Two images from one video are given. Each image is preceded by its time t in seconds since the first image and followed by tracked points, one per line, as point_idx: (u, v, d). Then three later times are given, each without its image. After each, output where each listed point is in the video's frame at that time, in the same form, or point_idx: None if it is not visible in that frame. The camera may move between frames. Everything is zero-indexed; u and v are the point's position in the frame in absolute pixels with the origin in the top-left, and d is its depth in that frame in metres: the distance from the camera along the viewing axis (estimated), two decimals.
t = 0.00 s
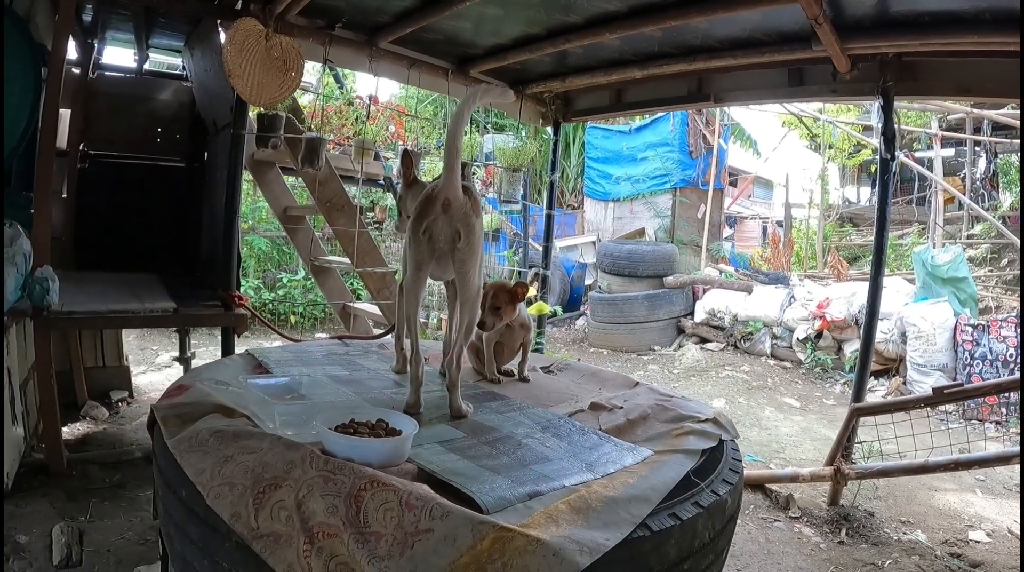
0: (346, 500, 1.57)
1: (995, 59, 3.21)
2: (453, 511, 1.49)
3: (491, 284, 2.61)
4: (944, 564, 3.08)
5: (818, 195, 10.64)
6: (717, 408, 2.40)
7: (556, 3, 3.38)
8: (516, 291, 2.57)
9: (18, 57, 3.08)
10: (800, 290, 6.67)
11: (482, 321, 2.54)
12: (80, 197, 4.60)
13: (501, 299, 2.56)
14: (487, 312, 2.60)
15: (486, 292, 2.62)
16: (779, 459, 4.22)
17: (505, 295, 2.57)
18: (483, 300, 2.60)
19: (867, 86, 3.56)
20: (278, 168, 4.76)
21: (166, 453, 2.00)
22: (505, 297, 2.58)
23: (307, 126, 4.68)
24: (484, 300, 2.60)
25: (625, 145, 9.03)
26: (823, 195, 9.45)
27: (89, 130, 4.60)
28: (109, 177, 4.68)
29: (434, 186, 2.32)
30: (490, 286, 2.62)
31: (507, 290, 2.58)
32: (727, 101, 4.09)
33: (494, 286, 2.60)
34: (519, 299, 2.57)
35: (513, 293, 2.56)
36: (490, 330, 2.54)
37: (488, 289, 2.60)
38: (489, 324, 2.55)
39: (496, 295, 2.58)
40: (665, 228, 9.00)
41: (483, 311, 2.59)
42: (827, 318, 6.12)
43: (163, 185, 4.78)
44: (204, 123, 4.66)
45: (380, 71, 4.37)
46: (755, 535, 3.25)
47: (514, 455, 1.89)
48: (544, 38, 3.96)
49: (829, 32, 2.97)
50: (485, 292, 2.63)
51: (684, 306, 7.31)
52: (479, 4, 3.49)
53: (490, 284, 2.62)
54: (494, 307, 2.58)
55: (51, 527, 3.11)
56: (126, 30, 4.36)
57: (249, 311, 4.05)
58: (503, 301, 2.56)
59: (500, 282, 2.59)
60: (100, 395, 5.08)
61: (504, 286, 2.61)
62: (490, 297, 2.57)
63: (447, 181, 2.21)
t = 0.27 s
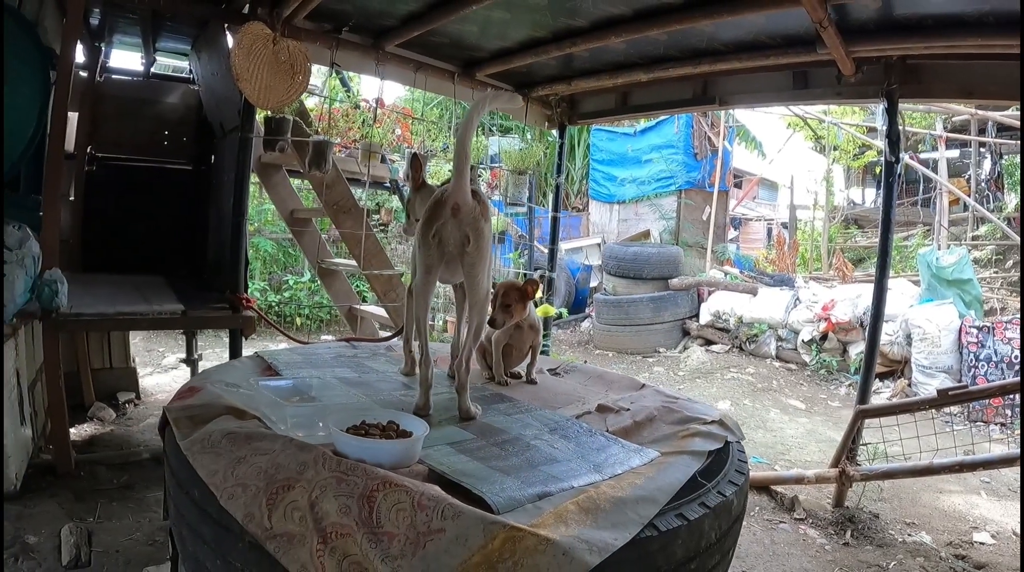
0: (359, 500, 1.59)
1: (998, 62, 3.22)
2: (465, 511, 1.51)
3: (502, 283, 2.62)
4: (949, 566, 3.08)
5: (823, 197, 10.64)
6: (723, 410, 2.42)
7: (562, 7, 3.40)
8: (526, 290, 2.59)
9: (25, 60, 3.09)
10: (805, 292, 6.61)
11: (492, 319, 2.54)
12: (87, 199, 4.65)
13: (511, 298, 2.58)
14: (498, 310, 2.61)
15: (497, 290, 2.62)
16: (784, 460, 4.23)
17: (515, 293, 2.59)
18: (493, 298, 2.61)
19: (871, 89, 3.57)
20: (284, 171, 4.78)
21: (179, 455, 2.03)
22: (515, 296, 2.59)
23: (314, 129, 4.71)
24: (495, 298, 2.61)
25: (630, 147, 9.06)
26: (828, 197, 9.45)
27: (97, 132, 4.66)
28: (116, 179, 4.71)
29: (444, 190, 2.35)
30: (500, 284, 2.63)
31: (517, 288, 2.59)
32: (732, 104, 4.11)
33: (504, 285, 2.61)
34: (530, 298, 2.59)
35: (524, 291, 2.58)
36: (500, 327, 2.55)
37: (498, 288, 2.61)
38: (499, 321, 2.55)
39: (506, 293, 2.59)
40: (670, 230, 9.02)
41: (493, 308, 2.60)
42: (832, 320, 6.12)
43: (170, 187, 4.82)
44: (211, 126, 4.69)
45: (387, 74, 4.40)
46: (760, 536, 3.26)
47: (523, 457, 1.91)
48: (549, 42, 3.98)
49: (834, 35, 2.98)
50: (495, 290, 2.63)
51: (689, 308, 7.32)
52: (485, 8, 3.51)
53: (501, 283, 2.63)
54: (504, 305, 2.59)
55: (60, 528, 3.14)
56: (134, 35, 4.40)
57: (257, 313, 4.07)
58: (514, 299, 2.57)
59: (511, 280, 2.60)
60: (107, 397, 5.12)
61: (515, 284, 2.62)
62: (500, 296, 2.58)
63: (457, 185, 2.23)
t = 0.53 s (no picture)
0: (372, 498, 1.62)
1: (1001, 56, 3.22)
2: (476, 507, 1.54)
3: (509, 285, 2.65)
4: (958, 560, 3.08)
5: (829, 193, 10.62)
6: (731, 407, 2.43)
7: (566, 8, 3.42)
8: (534, 290, 2.61)
9: (33, 70, 3.12)
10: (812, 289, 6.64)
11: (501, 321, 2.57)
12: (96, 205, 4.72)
13: (519, 299, 2.60)
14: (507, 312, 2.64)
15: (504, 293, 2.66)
16: (793, 457, 4.23)
17: (523, 294, 2.61)
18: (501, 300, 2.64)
19: (874, 85, 3.58)
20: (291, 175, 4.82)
21: (194, 456, 2.06)
22: (523, 297, 2.62)
23: (321, 133, 4.75)
24: (503, 300, 2.64)
25: (636, 146, 9.07)
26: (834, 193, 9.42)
27: (104, 139, 4.68)
28: (125, 185, 4.79)
29: (452, 193, 2.37)
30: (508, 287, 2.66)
31: (525, 289, 2.62)
32: (736, 102, 4.12)
33: (511, 286, 2.64)
34: (538, 298, 2.62)
35: (532, 292, 2.61)
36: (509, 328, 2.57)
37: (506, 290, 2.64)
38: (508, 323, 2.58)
39: (514, 295, 2.62)
40: (677, 229, 9.02)
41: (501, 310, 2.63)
42: (840, 316, 6.13)
43: (179, 193, 4.88)
44: (218, 132, 4.72)
45: (392, 78, 4.43)
46: (769, 533, 3.28)
47: (533, 454, 1.93)
48: (553, 43, 4.01)
49: (836, 32, 2.99)
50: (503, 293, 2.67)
51: (697, 306, 7.32)
52: (489, 10, 3.54)
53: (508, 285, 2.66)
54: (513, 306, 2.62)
55: (74, 531, 3.18)
56: (140, 42, 4.44)
57: (266, 317, 4.11)
58: (522, 299, 2.60)
59: (518, 282, 2.63)
60: (118, 401, 5.17)
61: (522, 285, 2.65)
62: (507, 297, 2.61)
63: (464, 188, 2.26)
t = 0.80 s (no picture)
0: (387, 493, 1.65)
1: (1009, 48, 3.20)
2: (489, 501, 1.56)
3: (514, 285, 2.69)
4: (969, 554, 3.08)
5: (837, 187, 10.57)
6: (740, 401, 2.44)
7: (571, 6, 3.43)
8: (538, 288, 2.64)
9: (42, 76, 3.16)
10: (821, 284, 6.67)
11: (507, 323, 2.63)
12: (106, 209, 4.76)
13: (524, 298, 2.65)
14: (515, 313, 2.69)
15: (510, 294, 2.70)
16: (803, 452, 4.23)
17: (526, 294, 2.65)
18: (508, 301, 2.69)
19: (881, 78, 3.57)
20: (300, 176, 4.86)
21: (209, 454, 2.09)
22: (527, 296, 2.65)
23: (329, 134, 4.78)
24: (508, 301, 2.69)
25: (643, 142, 9.07)
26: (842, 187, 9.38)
27: (114, 143, 4.72)
28: (137, 189, 4.80)
29: (461, 192, 2.39)
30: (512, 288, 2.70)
31: (528, 288, 2.65)
32: (743, 97, 4.11)
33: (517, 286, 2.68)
34: (542, 294, 2.65)
35: (535, 291, 2.63)
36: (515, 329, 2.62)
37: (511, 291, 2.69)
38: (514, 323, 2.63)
39: (519, 295, 2.66)
40: (685, 225, 9.01)
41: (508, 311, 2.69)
42: (850, 311, 6.12)
43: (188, 195, 4.88)
44: (227, 134, 4.76)
45: (399, 78, 4.45)
46: (780, 528, 3.28)
47: (544, 449, 1.95)
48: (558, 41, 4.02)
49: (842, 26, 2.99)
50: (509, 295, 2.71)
51: (706, 302, 7.32)
52: (494, 9, 3.55)
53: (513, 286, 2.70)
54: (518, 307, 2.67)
55: (89, 531, 3.22)
56: (148, 46, 4.48)
57: (277, 317, 4.14)
58: (525, 299, 2.64)
59: (522, 281, 2.66)
60: (130, 402, 5.22)
61: (527, 284, 2.68)
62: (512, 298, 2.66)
63: (474, 187, 2.28)
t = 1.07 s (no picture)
0: (390, 495, 1.66)
1: (1009, 50, 3.21)
2: (493, 503, 1.57)
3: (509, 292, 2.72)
4: (971, 555, 3.08)
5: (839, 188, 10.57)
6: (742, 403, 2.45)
7: (573, 9, 3.44)
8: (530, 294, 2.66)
9: (46, 79, 3.18)
10: (823, 286, 6.67)
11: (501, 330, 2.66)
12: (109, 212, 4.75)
13: (518, 305, 2.67)
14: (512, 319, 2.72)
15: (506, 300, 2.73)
16: (805, 454, 4.24)
17: (519, 300, 2.67)
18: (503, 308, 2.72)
19: (881, 80, 3.58)
20: (302, 178, 4.88)
21: (213, 457, 2.10)
22: (521, 302, 2.68)
23: (332, 137, 4.79)
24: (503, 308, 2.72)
25: (645, 144, 9.09)
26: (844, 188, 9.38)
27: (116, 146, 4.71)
28: (139, 192, 4.81)
29: (464, 195, 2.40)
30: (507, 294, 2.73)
31: (521, 294, 2.67)
32: (744, 99, 4.12)
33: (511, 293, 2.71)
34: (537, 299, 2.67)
35: (528, 297, 2.65)
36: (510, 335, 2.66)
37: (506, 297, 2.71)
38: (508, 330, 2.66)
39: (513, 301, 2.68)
40: (687, 227, 9.02)
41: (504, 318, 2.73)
42: (852, 312, 6.13)
43: (191, 198, 4.94)
44: (229, 136, 4.79)
45: (401, 81, 4.47)
46: (782, 529, 3.29)
47: (546, 451, 1.96)
48: (560, 44, 4.03)
49: (842, 28, 3.00)
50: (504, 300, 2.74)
51: (708, 303, 7.32)
52: (496, 13, 3.57)
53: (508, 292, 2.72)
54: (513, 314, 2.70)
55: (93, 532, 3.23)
56: (151, 50, 4.50)
57: (280, 319, 4.15)
58: (519, 306, 2.67)
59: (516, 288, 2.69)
60: (133, 404, 5.24)
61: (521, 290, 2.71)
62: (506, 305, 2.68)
63: (476, 191, 2.29)
